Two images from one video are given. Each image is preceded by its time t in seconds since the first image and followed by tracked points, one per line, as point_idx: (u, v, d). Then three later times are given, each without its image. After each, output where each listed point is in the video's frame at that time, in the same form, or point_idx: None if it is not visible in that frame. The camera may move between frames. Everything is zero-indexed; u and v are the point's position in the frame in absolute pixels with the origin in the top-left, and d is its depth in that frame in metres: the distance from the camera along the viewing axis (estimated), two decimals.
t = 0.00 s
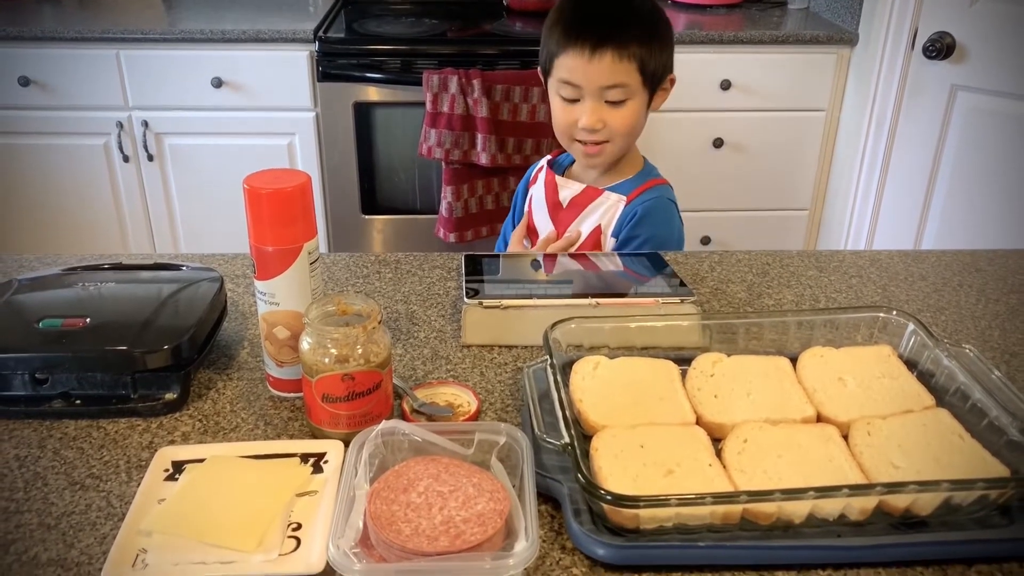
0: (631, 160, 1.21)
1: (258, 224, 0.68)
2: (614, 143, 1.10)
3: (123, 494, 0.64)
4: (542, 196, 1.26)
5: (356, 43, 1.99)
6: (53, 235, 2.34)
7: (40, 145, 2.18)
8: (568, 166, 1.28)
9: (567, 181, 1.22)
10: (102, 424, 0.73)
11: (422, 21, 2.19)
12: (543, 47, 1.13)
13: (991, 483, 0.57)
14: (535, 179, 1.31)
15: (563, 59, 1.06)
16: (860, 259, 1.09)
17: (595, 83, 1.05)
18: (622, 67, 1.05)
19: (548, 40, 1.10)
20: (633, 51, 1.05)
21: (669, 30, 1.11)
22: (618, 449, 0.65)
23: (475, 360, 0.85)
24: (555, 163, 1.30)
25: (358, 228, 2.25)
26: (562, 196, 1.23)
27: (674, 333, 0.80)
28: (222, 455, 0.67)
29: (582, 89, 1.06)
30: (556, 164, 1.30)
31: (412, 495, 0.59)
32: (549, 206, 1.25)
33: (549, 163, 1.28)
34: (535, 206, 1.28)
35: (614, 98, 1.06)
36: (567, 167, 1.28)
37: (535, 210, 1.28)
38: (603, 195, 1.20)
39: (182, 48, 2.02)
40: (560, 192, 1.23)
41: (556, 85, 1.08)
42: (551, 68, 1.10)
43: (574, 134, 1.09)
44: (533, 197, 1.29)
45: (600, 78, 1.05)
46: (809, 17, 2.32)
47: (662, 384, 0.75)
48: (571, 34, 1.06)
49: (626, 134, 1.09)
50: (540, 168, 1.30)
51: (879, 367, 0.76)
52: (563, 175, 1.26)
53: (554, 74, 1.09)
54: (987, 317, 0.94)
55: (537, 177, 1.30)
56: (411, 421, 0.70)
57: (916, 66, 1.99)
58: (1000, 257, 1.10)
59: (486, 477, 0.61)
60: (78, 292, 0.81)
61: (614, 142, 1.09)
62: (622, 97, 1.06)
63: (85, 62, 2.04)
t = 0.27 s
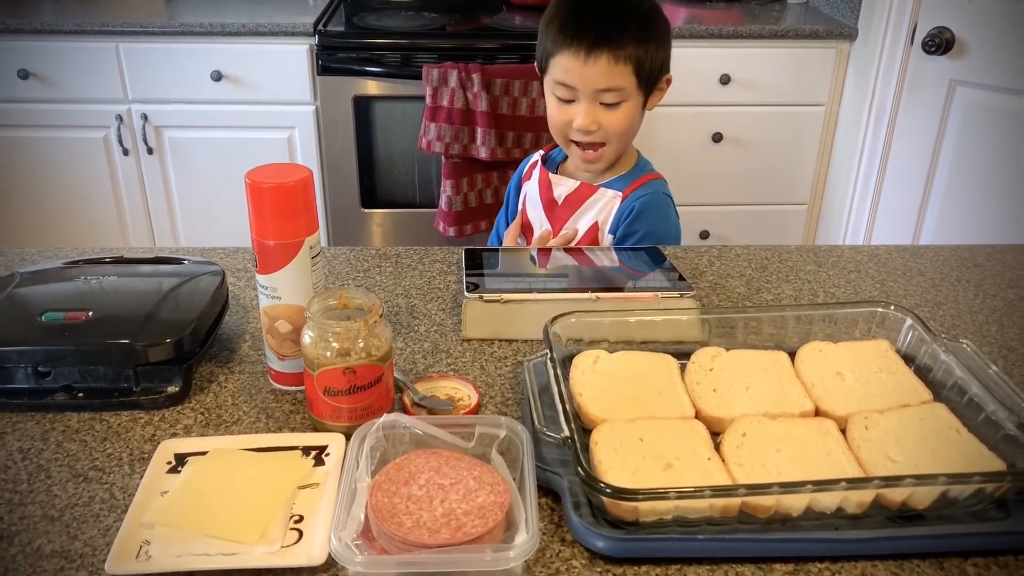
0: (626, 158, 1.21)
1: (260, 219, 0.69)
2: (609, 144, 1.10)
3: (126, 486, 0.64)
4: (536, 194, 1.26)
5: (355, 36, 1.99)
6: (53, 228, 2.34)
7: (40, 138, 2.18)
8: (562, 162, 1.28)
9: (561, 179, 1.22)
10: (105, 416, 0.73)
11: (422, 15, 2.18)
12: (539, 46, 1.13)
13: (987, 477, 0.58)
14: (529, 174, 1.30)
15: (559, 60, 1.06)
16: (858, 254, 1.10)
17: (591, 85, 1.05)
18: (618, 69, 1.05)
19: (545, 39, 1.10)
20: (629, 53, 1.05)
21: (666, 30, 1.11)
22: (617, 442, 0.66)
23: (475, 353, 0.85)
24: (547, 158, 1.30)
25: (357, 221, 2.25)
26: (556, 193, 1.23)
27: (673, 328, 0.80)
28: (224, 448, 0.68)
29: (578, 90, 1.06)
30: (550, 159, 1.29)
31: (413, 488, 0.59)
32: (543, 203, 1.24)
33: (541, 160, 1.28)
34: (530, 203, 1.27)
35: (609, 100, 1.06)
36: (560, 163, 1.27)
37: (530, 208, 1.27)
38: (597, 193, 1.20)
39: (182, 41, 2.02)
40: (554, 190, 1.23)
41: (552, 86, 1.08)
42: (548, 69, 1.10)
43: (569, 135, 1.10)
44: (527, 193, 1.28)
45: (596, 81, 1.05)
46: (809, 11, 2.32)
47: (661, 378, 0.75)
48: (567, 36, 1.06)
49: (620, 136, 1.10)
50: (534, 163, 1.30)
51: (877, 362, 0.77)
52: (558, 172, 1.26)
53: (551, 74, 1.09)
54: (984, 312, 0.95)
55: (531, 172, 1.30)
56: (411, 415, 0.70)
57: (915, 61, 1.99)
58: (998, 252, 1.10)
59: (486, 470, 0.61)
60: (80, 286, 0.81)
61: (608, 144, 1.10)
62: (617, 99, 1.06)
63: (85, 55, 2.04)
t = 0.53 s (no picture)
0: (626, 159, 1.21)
1: (261, 215, 0.69)
2: (608, 140, 1.10)
3: (127, 482, 0.65)
4: (539, 196, 1.25)
5: (356, 34, 1.98)
6: (53, 224, 2.34)
7: (40, 135, 2.18)
8: (563, 164, 1.28)
9: (563, 180, 1.22)
10: (106, 413, 0.73)
11: (422, 12, 2.18)
12: (539, 43, 1.12)
13: (988, 476, 0.58)
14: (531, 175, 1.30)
15: (560, 54, 1.06)
16: (859, 253, 1.10)
17: (592, 79, 1.05)
18: (619, 64, 1.05)
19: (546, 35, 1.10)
20: (629, 48, 1.05)
21: (666, 29, 1.12)
22: (618, 439, 0.66)
23: (476, 351, 0.85)
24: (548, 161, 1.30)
25: (357, 219, 2.25)
26: (559, 195, 1.23)
27: (675, 326, 0.80)
28: (225, 445, 0.68)
29: (578, 84, 1.06)
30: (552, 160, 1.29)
31: (414, 485, 0.59)
32: (545, 205, 1.24)
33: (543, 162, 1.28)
34: (532, 205, 1.27)
35: (609, 95, 1.06)
36: (562, 166, 1.27)
37: (533, 210, 1.27)
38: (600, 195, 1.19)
39: (182, 38, 2.01)
40: (557, 192, 1.23)
41: (552, 80, 1.08)
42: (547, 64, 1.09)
43: (569, 130, 1.09)
44: (529, 195, 1.28)
45: (597, 75, 1.05)
46: (810, 10, 2.32)
47: (662, 376, 0.75)
48: (569, 30, 1.05)
49: (620, 132, 1.09)
50: (536, 164, 1.30)
51: (878, 360, 0.77)
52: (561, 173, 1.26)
53: (551, 69, 1.08)
54: (984, 311, 0.95)
55: (533, 174, 1.30)
56: (413, 412, 0.70)
57: (916, 60, 1.98)
58: (998, 251, 1.10)
59: (487, 467, 0.61)
60: (81, 282, 0.81)
61: (607, 139, 1.09)
62: (618, 94, 1.06)
63: (85, 51, 2.04)
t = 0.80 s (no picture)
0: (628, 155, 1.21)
1: (261, 213, 0.68)
2: (619, 138, 1.09)
3: (126, 481, 0.64)
4: (539, 196, 1.25)
5: (356, 31, 1.98)
6: (53, 222, 2.34)
7: (40, 133, 2.18)
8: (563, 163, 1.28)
9: (564, 179, 1.22)
10: (105, 411, 0.73)
11: (422, 10, 2.18)
12: (543, 43, 1.12)
13: (988, 475, 0.57)
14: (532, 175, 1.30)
15: (569, 53, 1.06)
16: (859, 251, 1.09)
17: (601, 76, 1.05)
18: (629, 61, 1.05)
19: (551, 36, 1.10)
20: (638, 45, 1.05)
21: (669, 25, 1.12)
22: (618, 438, 0.66)
23: (475, 349, 0.85)
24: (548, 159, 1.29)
25: (357, 216, 2.25)
26: (559, 194, 1.23)
27: (675, 324, 0.80)
28: (224, 443, 0.67)
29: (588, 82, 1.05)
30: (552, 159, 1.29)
31: (413, 483, 0.59)
32: (546, 204, 1.24)
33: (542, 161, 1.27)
34: (533, 204, 1.27)
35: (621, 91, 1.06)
36: (563, 163, 1.26)
37: (533, 209, 1.27)
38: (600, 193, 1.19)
39: (182, 35, 2.01)
40: (557, 191, 1.23)
41: (561, 80, 1.07)
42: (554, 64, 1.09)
43: (579, 129, 1.09)
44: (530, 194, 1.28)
45: (608, 72, 1.04)
46: (811, 8, 2.31)
47: (662, 374, 0.75)
48: (577, 28, 1.05)
49: (631, 129, 1.09)
50: (536, 164, 1.29)
51: (879, 359, 0.77)
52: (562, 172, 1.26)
53: (559, 69, 1.08)
54: (985, 309, 0.94)
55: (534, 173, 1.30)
56: (412, 411, 0.70)
57: (917, 58, 1.98)
58: (999, 249, 1.10)
59: (487, 466, 0.61)
60: (80, 280, 0.81)
61: (620, 136, 1.09)
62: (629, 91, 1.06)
63: (85, 49, 2.03)
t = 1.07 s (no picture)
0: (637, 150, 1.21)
1: (259, 211, 0.68)
2: (618, 133, 1.09)
3: (124, 480, 0.64)
4: (546, 192, 1.26)
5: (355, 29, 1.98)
6: (51, 220, 2.33)
7: (38, 131, 2.17)
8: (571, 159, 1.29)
9: (569, 176, 1.23)
10: (102, 410, 0.73)
11: (421, 7, 2.17)
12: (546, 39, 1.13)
13: (988, 474, 0.57)
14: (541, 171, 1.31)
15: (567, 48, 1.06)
16: (859, 249, 1.09)
17: (599, 71, 1.05)
18: (627, 56, 1.04)
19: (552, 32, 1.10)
20: (637, 40, 1.05)
21: (673, 21, 1.11)
22: (618, 437, 0.66)
23: (474, 348, 0.85)
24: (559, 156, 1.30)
25: (356, 215, 2.25)
26: (564, 190, 1.24)
27: (674, 323, 0.80)
28: (222, 442, 0.67)
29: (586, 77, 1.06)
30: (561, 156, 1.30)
31: (412, 483, 0.59)
32: (552, 200, 1.25)
33: (552, 158, 1.28)
34: (541, 201, 1.28)
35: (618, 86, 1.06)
36: (572, 161, 1.27)
37: (540, 205, 1.28)
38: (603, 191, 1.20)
39: (180, 33, 2.01)
40: (563, 187, 1.24)
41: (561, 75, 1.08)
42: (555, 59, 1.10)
43: (578, 124, 1.09)
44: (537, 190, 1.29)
45: (604, 67, 1.04)
46: (810, 5, 2.31)
47: (661, 373, 0.75)
48: (575, 23, 1.05)
49: (631, 124, 1.09)
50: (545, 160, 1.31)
51: (878, 357, 0.77)
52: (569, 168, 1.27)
53: (559, 64, 1.08)
54: (984, 308, 0.94)
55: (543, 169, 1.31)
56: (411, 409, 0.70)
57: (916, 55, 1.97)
58: (999, 248, 1.10)
59: (486, 465, 0.61)
60: (77, 279, 0.80)
61: (619, 132, 1.08)
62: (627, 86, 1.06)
63: (83, 47, 2.03)
